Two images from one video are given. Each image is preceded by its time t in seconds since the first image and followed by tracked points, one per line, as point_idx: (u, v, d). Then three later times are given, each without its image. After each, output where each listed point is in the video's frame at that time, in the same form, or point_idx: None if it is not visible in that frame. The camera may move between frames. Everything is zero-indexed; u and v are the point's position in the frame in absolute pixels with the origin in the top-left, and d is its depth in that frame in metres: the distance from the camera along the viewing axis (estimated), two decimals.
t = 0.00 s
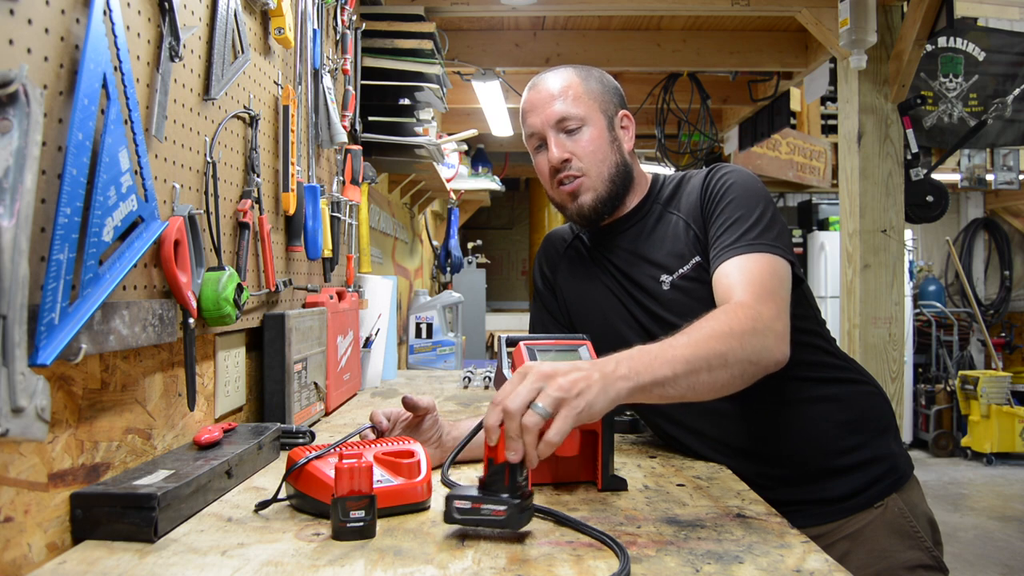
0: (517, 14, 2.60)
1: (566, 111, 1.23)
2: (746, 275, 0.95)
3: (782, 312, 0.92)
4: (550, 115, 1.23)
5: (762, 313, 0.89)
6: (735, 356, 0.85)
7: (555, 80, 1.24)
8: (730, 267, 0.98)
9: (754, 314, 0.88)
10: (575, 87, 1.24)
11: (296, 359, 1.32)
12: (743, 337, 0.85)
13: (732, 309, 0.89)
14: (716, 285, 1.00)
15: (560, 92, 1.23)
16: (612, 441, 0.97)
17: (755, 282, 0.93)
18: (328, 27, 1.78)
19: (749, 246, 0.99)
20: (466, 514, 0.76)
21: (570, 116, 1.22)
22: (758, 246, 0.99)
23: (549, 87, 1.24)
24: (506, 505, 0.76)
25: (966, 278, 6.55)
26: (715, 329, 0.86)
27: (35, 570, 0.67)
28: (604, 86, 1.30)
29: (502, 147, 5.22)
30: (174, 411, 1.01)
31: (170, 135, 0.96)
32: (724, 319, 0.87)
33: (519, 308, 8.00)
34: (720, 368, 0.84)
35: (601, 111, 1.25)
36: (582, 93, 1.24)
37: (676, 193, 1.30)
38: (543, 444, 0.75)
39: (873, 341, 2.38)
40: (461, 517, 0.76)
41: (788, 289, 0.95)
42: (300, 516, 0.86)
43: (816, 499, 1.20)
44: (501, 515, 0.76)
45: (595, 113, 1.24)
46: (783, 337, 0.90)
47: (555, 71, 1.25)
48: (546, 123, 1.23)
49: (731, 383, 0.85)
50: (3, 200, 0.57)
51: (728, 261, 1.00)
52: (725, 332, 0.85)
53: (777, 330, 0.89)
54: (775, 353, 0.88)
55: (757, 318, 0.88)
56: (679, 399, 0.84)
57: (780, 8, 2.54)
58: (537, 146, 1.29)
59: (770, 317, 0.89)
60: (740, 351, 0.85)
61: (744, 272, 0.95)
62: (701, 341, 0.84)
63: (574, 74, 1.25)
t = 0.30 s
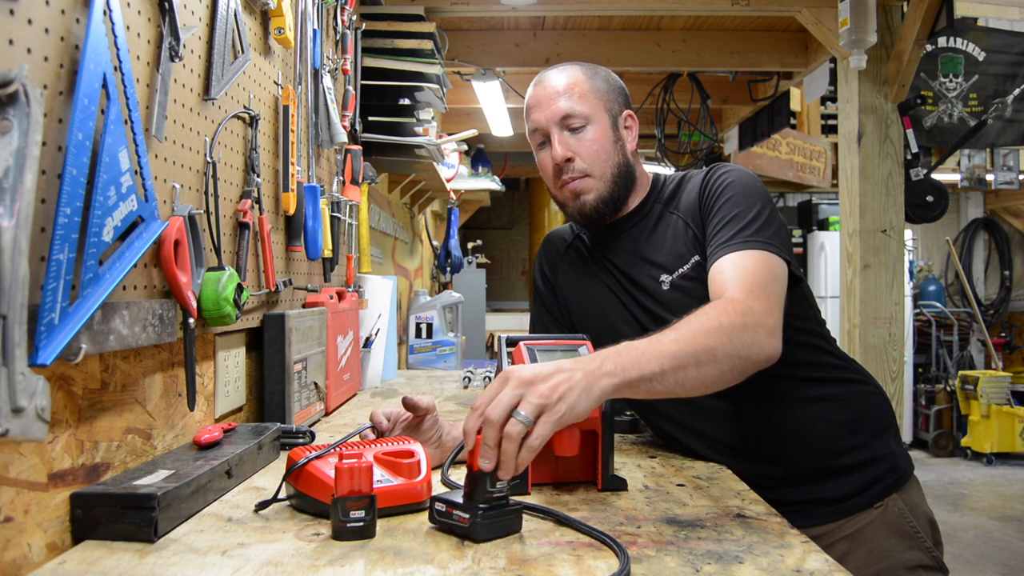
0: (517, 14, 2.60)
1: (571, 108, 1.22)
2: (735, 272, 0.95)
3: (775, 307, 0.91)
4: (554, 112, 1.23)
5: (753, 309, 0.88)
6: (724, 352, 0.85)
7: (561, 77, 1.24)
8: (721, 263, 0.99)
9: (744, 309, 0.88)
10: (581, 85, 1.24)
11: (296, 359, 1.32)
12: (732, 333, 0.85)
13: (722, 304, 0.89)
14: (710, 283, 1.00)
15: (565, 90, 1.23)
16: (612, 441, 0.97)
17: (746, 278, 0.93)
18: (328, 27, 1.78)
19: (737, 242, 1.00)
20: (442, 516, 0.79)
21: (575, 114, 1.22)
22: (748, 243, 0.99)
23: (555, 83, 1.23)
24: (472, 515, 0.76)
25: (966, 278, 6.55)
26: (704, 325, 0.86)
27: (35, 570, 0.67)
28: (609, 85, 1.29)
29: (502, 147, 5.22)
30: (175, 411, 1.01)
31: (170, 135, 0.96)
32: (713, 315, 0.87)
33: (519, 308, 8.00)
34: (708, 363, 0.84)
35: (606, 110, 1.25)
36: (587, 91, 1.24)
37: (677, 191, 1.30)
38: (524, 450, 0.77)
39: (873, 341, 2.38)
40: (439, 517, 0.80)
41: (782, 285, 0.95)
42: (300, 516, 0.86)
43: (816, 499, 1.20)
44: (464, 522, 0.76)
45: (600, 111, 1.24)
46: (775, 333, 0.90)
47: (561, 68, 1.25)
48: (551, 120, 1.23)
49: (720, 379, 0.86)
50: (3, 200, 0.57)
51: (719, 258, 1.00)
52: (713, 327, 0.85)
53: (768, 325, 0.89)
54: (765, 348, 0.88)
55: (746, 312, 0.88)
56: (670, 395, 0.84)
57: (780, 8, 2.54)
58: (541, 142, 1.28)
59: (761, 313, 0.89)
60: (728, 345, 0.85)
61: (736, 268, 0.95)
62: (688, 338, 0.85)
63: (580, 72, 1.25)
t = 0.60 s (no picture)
0: (517, 14, 2.60)
1: (573, 105, 1.23)
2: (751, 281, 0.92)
3: (784, 317, 0.89)
4: (557, 108, 1.23)
5: (764, 317, 0.86)
6: (737, 363, 0.81)
7: (564, 75, 1.24)
8: (732, 269, 0.97)
9: (755, 317, 0.85)
10: (583, 82, 1.24)
11: (296, 359, 1.32)
12: (746, 341, 0.82)
13: (734, 312, 0.86)
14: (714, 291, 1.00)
15: (568, 87, 1.23)
16: (612, 441, 0.97)
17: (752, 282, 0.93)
18: (328, 27, 1.78)
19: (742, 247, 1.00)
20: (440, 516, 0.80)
21: (577, 111, 1.23)
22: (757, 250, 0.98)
23: (558, 80, 1.24)
24: (464, 517, 0.76)
25: (966, 278, 6.55)
26: (718, 333, 0.82)
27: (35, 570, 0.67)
28: (612, 83, 1.30)
29: (502, 147, 5.22)
30: (174, 411, 1.01)
31: (171, 135, 0.96)
32: (727, 323, 0.84)
33: (519, 308, 7.99)
34: (723, 371, 0.80)
35: (608, 109, 1.26)
36: (590, 89, 1.24)
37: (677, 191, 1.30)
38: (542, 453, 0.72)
39: (873, 341, 2.38)
40: (438, 518, 0.81)
41: (788, 292, 0.94)
42: (300, 516, 0.86)
43: (816, 499, 1.19)
44: (457, 524, 0.77)
45: (602, 109, 1.24)
46: (783, 343, 0.87)
47: (564, 65, 1.25)
48: (553, 116, 1.24)
49: (730, 389, 0.82)
50: (3, 200, 0.58)
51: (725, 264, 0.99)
52: (728, 336, 0.82)
53: (778, 335, 0.86)
54: (775, 359, 0.85)
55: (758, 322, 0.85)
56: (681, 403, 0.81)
57: (780, 8, 2.54)
58: (542, 138, 1.28)
59: (770, 320, 0.87)
60: (740, 353, 0.82)
61: (747, 275, 0.93)
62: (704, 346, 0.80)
63: (583, 69, 1.25)
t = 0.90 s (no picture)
0: (517, 14, 2.59)
1: (574, 105, 1.23)
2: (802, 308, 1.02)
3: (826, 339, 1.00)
4: (558, 109, 1.23)
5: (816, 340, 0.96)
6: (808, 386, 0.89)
7: (564, 75, 1.24)
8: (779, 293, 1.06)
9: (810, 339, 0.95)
10: (583, 82, 1.25)
11: (296, 359, 1.32)
12: (808, 367, 0.89)
13: (790, 337, 0.94)
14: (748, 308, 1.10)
15: (568, 87, 1.23)
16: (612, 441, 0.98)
17: (789, 302, 1.04)
18: (328, 27, 1.78)
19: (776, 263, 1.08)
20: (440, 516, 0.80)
21: (578, 111, 1.23)
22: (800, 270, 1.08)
23: (558, 81, 1.24)
24: (463, 517, 0.76)
25: (966, 278, 6.55)
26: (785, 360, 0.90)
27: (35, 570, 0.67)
28: (612, 82, 1.30)
29: (502, 147, 5.22)
30: (175, 411, 1.01)
31: (170, 135, 0.96)
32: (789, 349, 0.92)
33: (519, 308, 7.99)
34: (793, 399, 0.86)
35: (609, 108, 1.26)
36: (590, 89, 1.25)
37: (682, 191, 1.32)
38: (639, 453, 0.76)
39: (873, 341, 2.38)
40: (438, 518, 0.81)
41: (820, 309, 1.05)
42: (300, 516, 0.86)
43: (817, 500, 1.20)
44: (457, 524, 0.77)
45: (603, 108, 1.25)
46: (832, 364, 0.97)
47: (564, 66, 1.25)
48: (554, 117, 1.24)
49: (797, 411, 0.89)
50: (3, 200, 0.58)
51: (761, 281, 1.08)
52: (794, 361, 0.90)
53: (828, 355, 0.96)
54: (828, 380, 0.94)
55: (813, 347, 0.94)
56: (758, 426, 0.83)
57: (780, 8, 2.54)
58: (543, 139, 1.28)
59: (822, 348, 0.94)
60: (803, 381, 0.88)
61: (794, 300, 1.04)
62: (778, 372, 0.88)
63: (583, 69, 1.25)
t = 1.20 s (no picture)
0: (516, 14, 2.59)
1: (573, 106, 1.23)
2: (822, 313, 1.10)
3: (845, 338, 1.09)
4: (557, 109, 1.23)
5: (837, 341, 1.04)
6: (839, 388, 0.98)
7: (562, 76, 1.24)
8: (786, 293, 1.13)
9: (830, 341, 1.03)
10: (582, 83, 1.24)
11: (296, 359, 1.32)
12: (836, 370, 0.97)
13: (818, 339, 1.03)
14: (762, 309, 1.17)
15: (567, 88, 1.23)
16: (612, 440, 0.98)
17: (809, 304, 1.11)
18: (328, 27, 1.78)
19: (791, 266, 1.14)
20: (440, 516, 0.80)
21: (577, 111, 1.23)
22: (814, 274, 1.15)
23: (556, 82, 1.24)
24: (462, 517, 0.76)
25: (966, 278, 6.55)
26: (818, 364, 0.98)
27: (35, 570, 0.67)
28: (610, 82, 1.30)
29: (502, 147, 5.22)
30: (174, 411, 1.01)
31: (170, 135, 0.96)
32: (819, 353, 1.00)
33: (519, 308, 7.99)
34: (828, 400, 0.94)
35: (608, 108, 1.26)
36: (589, 89, 1.25)
37: (684, 190, 1.33)
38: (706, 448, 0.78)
39: (873, 341, 2.38)
40: (438, 518, 0.81)
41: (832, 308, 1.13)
42: (300, 515, 0.86)
43: (816, 499, 1.20)
44: (458, 524, 0.77)
45: (602, 109, 1.25)
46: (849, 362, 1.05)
47: (562, 66, 1.25)
48: (553, 118, 1.23)
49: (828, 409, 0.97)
50: (3, 200, 0.58)
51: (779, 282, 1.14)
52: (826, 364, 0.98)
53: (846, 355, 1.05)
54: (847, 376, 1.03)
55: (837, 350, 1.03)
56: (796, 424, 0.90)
57: (780, 8, 2.54)
58: (543, 140, 1.28)
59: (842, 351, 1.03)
60: (835, 383, 0.96)
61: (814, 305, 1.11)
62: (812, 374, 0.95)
63: (581, 70, 1.25)
